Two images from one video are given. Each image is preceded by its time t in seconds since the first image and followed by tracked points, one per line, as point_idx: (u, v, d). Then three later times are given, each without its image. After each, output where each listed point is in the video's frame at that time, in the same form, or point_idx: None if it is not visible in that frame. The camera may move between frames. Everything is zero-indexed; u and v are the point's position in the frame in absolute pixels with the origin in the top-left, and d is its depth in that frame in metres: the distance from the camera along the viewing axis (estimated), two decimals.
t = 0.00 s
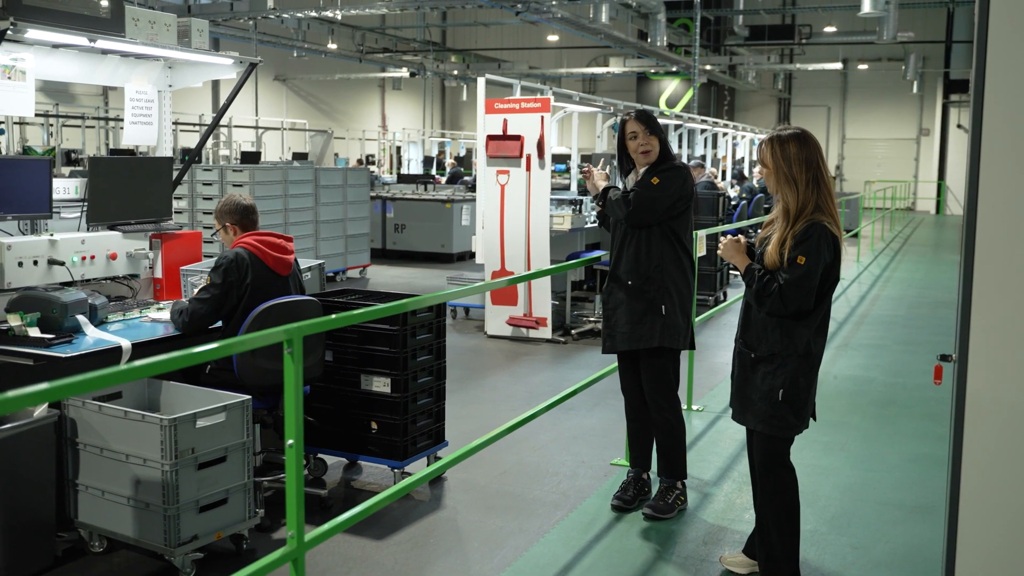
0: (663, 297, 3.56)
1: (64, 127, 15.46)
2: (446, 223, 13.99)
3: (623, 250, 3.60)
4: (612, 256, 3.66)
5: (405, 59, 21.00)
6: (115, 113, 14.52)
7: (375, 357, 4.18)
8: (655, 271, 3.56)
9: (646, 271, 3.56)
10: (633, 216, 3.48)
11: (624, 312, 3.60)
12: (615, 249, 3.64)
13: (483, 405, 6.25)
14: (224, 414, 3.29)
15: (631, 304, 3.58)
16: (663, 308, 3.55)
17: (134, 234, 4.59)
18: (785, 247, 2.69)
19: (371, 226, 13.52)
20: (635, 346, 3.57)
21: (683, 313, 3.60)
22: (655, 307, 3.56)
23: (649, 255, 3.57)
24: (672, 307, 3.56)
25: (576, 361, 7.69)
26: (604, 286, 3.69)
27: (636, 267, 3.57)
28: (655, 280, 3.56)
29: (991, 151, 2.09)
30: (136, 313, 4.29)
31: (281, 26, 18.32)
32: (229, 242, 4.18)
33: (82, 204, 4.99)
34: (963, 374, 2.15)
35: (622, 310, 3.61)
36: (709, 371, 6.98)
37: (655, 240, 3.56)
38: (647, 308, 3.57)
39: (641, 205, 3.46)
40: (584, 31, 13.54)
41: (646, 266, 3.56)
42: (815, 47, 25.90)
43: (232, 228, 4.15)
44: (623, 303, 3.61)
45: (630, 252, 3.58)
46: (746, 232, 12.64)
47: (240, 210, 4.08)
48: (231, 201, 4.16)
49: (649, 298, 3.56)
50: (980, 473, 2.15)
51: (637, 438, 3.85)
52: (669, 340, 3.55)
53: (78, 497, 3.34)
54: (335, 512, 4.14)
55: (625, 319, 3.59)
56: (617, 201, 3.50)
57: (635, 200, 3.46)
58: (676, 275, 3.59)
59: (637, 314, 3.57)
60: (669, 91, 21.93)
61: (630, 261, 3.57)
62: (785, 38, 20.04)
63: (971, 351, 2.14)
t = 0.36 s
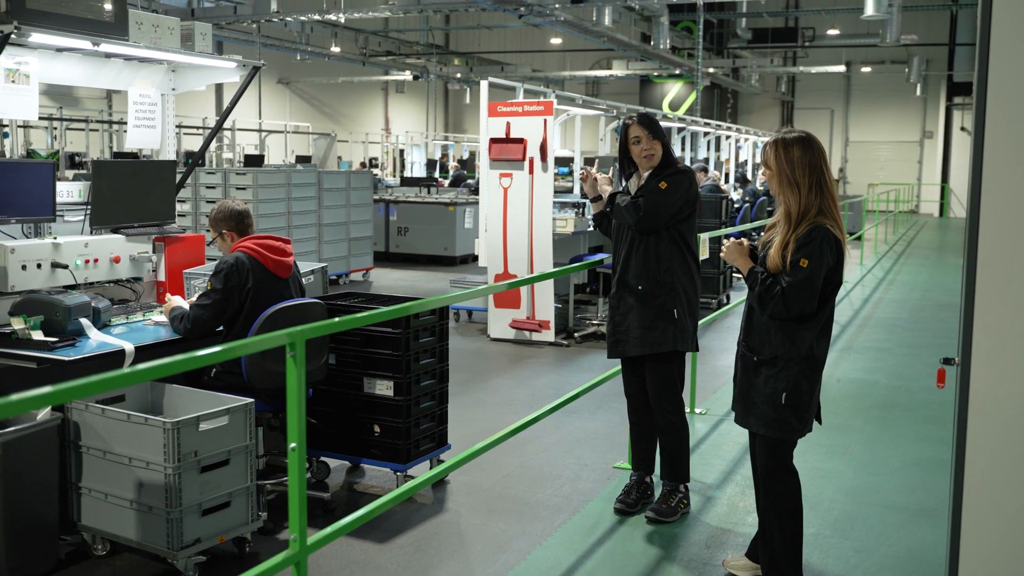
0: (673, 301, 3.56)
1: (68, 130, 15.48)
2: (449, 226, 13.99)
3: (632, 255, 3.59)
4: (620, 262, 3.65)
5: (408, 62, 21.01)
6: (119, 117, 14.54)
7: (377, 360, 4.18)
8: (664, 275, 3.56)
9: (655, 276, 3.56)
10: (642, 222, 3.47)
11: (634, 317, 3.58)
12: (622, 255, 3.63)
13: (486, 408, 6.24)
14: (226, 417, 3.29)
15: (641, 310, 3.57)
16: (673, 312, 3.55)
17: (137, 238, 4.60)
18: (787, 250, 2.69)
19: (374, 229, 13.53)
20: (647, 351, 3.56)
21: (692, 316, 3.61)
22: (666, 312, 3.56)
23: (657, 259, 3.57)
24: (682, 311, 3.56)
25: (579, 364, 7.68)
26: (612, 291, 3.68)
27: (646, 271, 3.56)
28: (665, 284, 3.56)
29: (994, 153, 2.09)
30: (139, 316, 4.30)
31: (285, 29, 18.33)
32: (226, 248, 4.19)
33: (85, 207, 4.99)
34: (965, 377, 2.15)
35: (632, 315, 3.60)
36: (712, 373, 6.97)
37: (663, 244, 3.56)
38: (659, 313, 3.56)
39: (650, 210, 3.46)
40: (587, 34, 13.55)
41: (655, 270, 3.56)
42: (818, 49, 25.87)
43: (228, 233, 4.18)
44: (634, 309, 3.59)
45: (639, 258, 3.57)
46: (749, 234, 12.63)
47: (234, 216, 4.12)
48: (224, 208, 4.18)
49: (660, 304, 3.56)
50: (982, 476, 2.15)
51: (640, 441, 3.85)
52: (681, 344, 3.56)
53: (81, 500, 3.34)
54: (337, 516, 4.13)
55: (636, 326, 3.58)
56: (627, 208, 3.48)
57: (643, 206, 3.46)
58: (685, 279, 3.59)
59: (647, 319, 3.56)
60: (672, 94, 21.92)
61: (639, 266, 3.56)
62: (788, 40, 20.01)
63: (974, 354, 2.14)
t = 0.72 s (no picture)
0: (677, 307, 3.56)
1: (69, 135, 15.51)
2: (449, 231, 13.99)
3: (635, 261, 3.58)
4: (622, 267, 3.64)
5: (408, 67, 21.04)
6: (119, 121, 14.56)
7: (378, 364, 4.18)
8: (668, 281, 3.55)
9: (659, 282, 3.55)
10: (647, 228, 3.47)
11: (636, 323, 3.58)
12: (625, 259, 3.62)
13: (486, 412, 6.24)
14: (227, 422, 3.29)
15: (644, 316, 3.57)
16: (676, 318, 3.56)
17: (138, 242, 4.60)
18: (789, 253, 2.69)
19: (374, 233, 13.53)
20: (650, 357, 3.56)
21: (695, 322, 3.62)
22: (670, 318, 3.56)
23: (661, 266, 3.56)
24: (686, 317, 3.57)
25: (579, 369, 7.68)
26: (615, 298, 3.67)
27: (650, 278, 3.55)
28: (668, 291, 3.56)
29: (993, 158, 2.09)
30: (140, 321, 4.30)
31: (285, 34, 18.35)
32: (224, 256, 4.20)
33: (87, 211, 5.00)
34: (967, 382, 2.15)
35: (635, 321, 3.59)
36: (712, 378, 6.97)
37: (667, 249, 3.55)
38: (662, 320, 3.56)
39: (655, 217, 3.45)
40: (587, 39, 13.56)
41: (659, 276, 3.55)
42: (817, 53, 25.90)
43: (224, 241, 4.19)
44: (637, 316, 3.59)
45: (643, 265, 3.56)
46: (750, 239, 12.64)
47: (228, 224, 4.14)
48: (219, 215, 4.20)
49: (663, 310, 3.56)
50: (984, 482, 2.15)
51: (640, 445, 3.84)
52: (685, 350, 3.56)
53: (81, 505, 3.34)
54: (337, 520, 4.13)
55: (639, 332, 3.57)
56: (632, 215, 3.46)
57: (648, 213, 3.45)
58: (687, 285, 3.59)
59: (649, 325, 3.56)
60: (672, 98, 21.94)
61: (642, 273, 3.56)
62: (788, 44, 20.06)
63: (975, 357, 2.14)
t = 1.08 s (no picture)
0: (676, 315, 3.56)
1: (69, 137, 15.53)
2: (449, 233, 14.01)
3: (635, 265, 3.58)
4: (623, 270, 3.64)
5: (408, 69, 21.06)
6: (119, 123, 14.58)
7: (378, 366, 4.18)
8: (668, 288, 3.55)
9: (658, 288, 3.55)
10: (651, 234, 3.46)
11: (633, 328, 3.59)
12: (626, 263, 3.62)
13: (486, 414, 6.25)
14: (227, 423, 3.30)
15: (642, 321, 3.57)
16: (675, 326, 3.56)
17: (139, 244, 4.60)
18: (789, 253, 2.70)
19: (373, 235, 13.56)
20: (645, 361, 3.57)
21: (693, 331, 3.62)
22: (667, 325, 3.56)
23: (662, 272, 3.56)
24: (684, 326, 3.57)
25: (579, 370, 7.69)
26: (613, 300, 3.68)
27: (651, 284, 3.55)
28: (668, 298, 3.55)
29: (992, 160, 2.10)
30: (140, 323, 4.31)
31: (285, 36, 18.37)
32: (223, 259, 4.21)
33: (87, 214, 5.01)
34: (967, 383, 2.16)
35: (633, 326, 3.60)
36: (712, 379, 6.98)
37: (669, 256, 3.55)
38: (659, 326, 3.56)
39: (658, 224, 3.44)
40: (587, 40, 13.58)
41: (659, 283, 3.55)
42: (817, 55, 25.94)
43: (222, 245, 4.20)
44: (634, 320, 3.60)
45: (643, 269, 3.56)
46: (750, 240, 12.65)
47: (225, 227, 4.14)
48: (217, 219, 4.20)
49: (661, 317, 3.56)
50: (984, 483, 2.15)
51: (640, 447, 3.84)
52: (680, 358, 3.56)
53: (81, 507, 3.34)
54: (337, 522, 4.13)
55: (635, 336, 3.58)
56: (638, 220, 3.47)
57: (654, 218, 3.45)
58: (688, 293, 3.59)
59: (647, 330, 3.56)
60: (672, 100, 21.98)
61: (642, 277, 3.56)
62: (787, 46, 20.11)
63: (975, 359, 2.14)
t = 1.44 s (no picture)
0: (685, 326, 3.56)
1: (69, 142, 15.53)
2: (448, 238, 14.00)
3: (644, 278, 3.55)
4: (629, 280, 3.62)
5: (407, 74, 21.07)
6: (119, 129, 14.59)
7: (378, 371, 4.18)
8: (676, 300, 3.54)
9: (666, 299, 3.54)
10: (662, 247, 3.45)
11: (641, 341, 3.57)
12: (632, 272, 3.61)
13: (487, 419, 6.25)
14: (227, 428, 3.30)
15: (649, 334, 3.56)
16: (684, 339, 3.55)
17: (139, 250, 4.60)
18: (790, 256, 2.70)
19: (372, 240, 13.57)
20: (656, 374, 3.56)
21: (700, 343, 3.62)
22: (677, 337, 3.55)
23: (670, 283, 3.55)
24: (692, 338, 3.57)
25: (579, 375, 7.69)
26: (620, 312, 3.65)
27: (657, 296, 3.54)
28: (677, 308, 3.54)
29: (991, 165, 2.11)
30: (140, 328, 4.31)
31: (285, 42, 18.38)
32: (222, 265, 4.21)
33: (86, 219, 5.01)
34: (967, 389, 2.16)
35: (640, 338, 3.58)
36: (712, 384, 6.98)
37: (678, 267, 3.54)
38: (669, 339, 3.55)
39: (673, 238, 3.42)
40: (586, 45, 13.59)
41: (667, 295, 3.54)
42: (815, 61, 25.97)
43: (222, 250, 4.21)
44: (643, 333, 3.57)
45: (652, 282, 3.53)
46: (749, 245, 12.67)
47: (225, 233, 4.14)
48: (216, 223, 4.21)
49: (671, 330, 3.55)
50: (985, 488, 2.15)
51: (640, 452, 3.84)
52: (689, 371, 3.57)
53: (81, 512, 3.34)
54: (337, 528, 4.13)
55: (644, 350, 3.56)
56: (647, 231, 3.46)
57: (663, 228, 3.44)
58: (695, 304, 3.59)
59: (655, 343, 3.55)
60: (671, 105, 21.98)
61: (651, 290, 3.54)
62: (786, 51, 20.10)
63: (974, 364, 2.15)
